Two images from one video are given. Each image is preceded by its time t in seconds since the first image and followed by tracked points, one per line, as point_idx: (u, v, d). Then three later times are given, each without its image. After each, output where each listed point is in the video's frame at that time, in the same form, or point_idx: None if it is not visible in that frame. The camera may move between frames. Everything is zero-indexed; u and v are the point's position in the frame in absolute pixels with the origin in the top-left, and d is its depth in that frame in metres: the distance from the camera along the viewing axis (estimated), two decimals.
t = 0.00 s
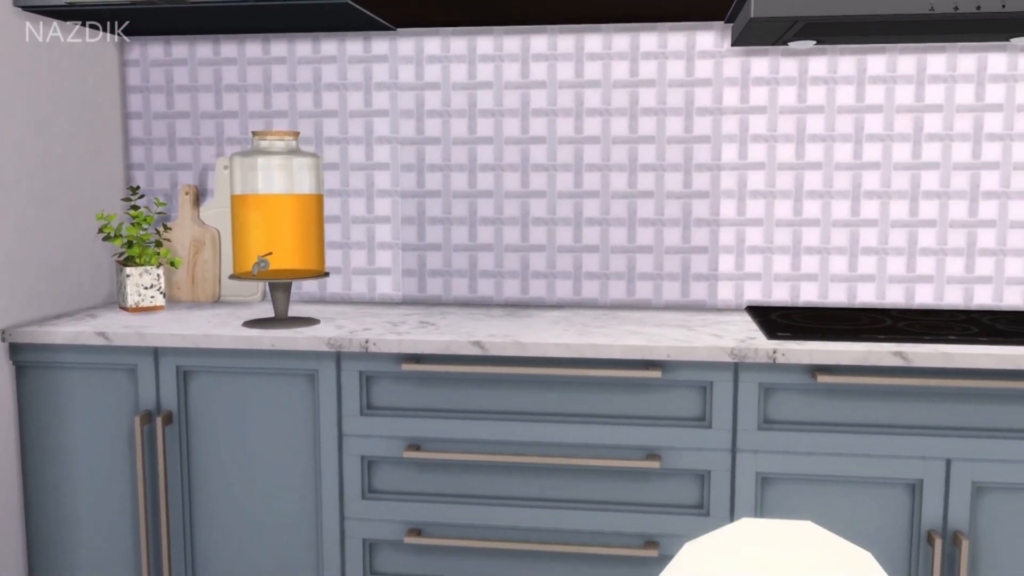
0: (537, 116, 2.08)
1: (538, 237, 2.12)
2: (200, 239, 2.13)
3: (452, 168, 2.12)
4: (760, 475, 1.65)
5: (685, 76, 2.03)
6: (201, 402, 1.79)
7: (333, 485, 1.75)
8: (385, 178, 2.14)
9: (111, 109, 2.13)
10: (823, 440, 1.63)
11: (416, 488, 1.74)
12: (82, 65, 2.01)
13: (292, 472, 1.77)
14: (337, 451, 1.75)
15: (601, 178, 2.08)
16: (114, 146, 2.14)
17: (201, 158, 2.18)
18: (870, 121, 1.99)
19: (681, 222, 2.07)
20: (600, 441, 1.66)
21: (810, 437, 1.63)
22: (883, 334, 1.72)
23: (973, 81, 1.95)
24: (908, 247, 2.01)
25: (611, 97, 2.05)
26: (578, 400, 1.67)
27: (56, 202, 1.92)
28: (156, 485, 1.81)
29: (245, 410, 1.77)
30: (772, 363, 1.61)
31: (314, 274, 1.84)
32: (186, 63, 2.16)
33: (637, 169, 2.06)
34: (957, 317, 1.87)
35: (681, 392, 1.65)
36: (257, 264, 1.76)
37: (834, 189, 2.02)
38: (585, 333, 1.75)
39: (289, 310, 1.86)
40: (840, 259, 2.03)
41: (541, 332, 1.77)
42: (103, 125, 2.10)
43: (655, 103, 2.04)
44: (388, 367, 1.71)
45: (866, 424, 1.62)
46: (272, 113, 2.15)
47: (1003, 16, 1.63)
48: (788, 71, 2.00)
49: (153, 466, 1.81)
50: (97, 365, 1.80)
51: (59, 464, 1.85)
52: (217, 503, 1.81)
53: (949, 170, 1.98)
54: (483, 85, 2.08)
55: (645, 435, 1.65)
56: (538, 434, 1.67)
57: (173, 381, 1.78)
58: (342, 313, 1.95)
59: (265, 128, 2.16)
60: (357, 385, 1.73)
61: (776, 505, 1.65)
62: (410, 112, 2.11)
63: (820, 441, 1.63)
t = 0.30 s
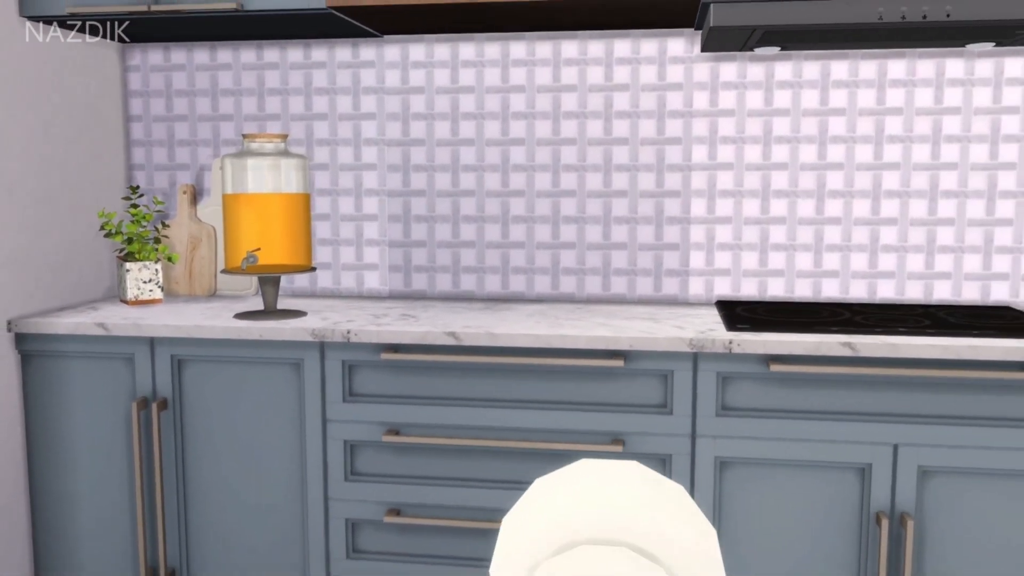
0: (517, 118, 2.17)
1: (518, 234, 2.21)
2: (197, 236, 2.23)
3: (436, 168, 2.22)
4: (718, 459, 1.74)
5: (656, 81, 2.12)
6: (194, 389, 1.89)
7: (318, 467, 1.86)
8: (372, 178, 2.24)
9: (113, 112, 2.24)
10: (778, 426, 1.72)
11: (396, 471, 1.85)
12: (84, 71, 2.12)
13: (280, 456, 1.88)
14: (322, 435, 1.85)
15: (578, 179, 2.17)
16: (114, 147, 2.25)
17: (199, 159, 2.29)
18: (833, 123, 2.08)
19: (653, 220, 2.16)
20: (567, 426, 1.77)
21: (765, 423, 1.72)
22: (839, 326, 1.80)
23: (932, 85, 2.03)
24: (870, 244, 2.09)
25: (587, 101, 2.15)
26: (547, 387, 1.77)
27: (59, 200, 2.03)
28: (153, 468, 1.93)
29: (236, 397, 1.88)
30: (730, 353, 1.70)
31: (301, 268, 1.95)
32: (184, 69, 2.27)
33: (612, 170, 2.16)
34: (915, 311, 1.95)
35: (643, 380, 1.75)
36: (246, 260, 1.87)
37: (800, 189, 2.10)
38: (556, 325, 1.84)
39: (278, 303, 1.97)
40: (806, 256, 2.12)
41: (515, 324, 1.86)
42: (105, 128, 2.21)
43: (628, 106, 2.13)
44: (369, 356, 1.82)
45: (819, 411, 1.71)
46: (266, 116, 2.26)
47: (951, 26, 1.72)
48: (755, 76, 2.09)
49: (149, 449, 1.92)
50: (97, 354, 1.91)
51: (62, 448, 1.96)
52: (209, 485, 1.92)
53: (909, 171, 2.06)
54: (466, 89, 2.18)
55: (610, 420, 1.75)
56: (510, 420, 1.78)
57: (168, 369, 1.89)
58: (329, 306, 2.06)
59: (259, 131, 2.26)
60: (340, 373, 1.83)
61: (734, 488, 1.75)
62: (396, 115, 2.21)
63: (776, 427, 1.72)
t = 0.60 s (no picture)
0: (499, 121, 2.27)
1: (500, 231, 2.31)
2: (196, 233, 2.33)
3: (422, 168, 2.32)
4: (682, 444, 1.84)
5: (632, 85, 2.21)
6: (189, 377, 2.01)
7: (305, 451, 1.97)
8: (362, 177, 2.35)
9: (115, 115, 2.36)
10: (738, 413, 1.81)
11: (379, 454, 1.95)
12: (88, 76, 2.24)
13: (270, 441, 1.99)
14: (309, 421, 1.96)
15: (557, 179, 2.27)
16: (116, 148, 2.36)
17: (197, 160, 2.40)
18: (801, 126, 2.17)
19: (629, 218, 2.25)
20: (539, 412, 1.87)
21: (726, 410, 1.81)
22: (799, 318, 1.89)
23: (895, 89, 2.12)
24: (836, 241, 2.18)
25: (566, 104, 2.24)
26: (520, 376, 1.87)
27: (64, 199, 2.15)
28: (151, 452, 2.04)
29: (228, 385, 1.99)
30: (692, 344, 1.80)
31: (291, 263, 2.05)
32: (184, 74, 2.38)
33: (589, 170, 2.26)
34: (877, 305, 2.03)
35: (611, 369, 1.85)
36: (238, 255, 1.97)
37: (769, 188, 2.19)
38: (531, 317, 1.94)
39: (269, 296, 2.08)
40: (775, 252, 2.20)
41: (492, 316, 1.96)
42: (107, 130, 2.32)
43: (605, 109, 2.23)
44: (354, 346, 1.92)
45: (777, 399, 1.80)
46: (261, 118, 2.36)
47: (902, 33, 1.80)
48: (726, 80, 2.18)
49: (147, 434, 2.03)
50: (99, 344, 2.02)
51: (66, 433, 2.08)
52: (204, 467, 2.03)
53: (873, 171, 2.15)
54: (450, 93, 2.29)
55: (579, 407, 1.85)
56: (485, 407, 1.88)
57: (164, 358, 2.00)
58: (319, 299, 2.17)
59: (255, 133, 2.37)
60: (326, 362, 1.94)
61: (697, 471, 1.84)
62: (384, 118, 2.32)
63: (736, 414, 1.81)
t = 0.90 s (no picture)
0: (483, 123, 2.39)
1: (484, 228, 2.43)
2: (196, 230, 2.47)
3: (410, 169, 2.44)
4: (647, 429, 1.95)
5: (608, 89, 2.32)
6: (187, 365, 2.13)
7: (295, 435, 2.09)
8: (353, 177, 2.47)
9: (121, 118, 2.49)
10: (699, 399, 1.92)
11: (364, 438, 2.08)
12: (94, 82, 2.37)
13: (262, 425, 2.12)
14: (299, 406, 2.09)
15: (538, 178, 2.39)
16: (122, 149, 2.49)
17: (198, 160, 2.53)
18: (768, 128, 2.27)
19: (606, 216, 2.36)
20: (513, 398, 1.98)
21: (688, 397, 1.92)
22: (759, 311, 2.00)
23: (857, 93, 2.22)
24: (803, 238, 2.28)
25: (545, 107, 2.36)
26: (495, 364, 1.99)
27: (71, 198, 2.28)
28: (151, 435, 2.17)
29: (223, 373, 2.12)
30: (655, 334, 1.91)
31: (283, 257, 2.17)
32: (185, 79, 2.51)
33: (568, 170, 2.37)
34: (838, 299, 2.13)
35: (581, 358, 1.96)
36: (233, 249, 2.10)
37: (738, 187, 2.29)
38: (507, 309, 2.06)
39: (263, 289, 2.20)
40: (744, 249, 2.31)
41: (470, 308, 2.08)
42: (113, 132, 2.45)
43: (582, 112, 2.34)
44: (340, 335, 2.05)
45: (736, 386, 1.91)
46: (258, 121, 2.49)
47: (856, 41, 1.90)
48: (697, 85, 2.29)
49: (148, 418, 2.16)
50: (103, 333, 2.16)
51: (72, 417, 2.21)
52: (202, 450, 2.16)
53: (838, 171, 2.25)
54: (436, 97, 2.40)
55: (550, 393, 1.97)
56: (463, 393, 2.00)
57: (164, 347, 2.13)
58: (310, 292, 2.29)
59: (252, 135, 2.50)
60: (314, 351, 2.06)
61: (662, 454, 1.95)
62: (374, 120, 2.44)
63: (697, 400, 1.92)
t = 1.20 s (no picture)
0: (469, 126, 2.51)
1: (471, 226, 2.54)
2: (198, 227, 2.60)
3: (401, 169, 2.56)
4: (617, 415, 2.06)
5: (588, 93, 2.43)
6: (187, 354, 2.26)
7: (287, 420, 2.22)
8: (347, 177, 2.59)
9: (127, 121, 2.62)
10: (667, 387, 2.03)
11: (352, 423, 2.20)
12: (101, 87, 2.50)
13: (257, 410, 2.24)
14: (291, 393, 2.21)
15: (521, 178, 2.50)
16: (128, 150, 2.63)
17: (200, 161, 2.66)
18: (740, 130, 2.37)
19: (586, 214, 2.47)
20: (491, 386, 2.10)
21: (656, 385, 2.03)
22: (726, 304, 2.11)
23: (824, 97, 2.32)
24: (773, 235, 2.38)
25: (528, 110, 2.47)
26: (475, 354, 2.11)
27: (78, 196, 2.41)
28: (153, 420, 2.30)
29: (220, 362, 2.25)
30: (624, 326, 2.02)
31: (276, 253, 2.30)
32: (188, 84, 2.64)
33: (550, 171, 2.48)
34: (804, 293, 2.24)
35: (555, 348, 2.07)
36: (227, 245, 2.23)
37: (711, 186, 2.40)
38: (487, 302, 2.18)
39: (259, 283, 2.33)
40: (717, 245, 2.41)
41: (453, 301, 2.20)
42: (119, 135, 2.59)
43: (564, 115, 2.45)
44: (330, 326, 2.17)
45: (701, 375, 2.02)
46: (256, 124, 2.62)
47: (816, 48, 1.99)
48: (672, 88, 2.39)
49: (150, 404, 2.29)
50: (108, 324, 2.29)
51: (80, 403, 2.35)
52: (201, 434, 2.29)
53: (807, 171, 2.35)
54: (425, 101, 2.52)
55: (526, 381, 2.08)
56: (444, 381, 2.12)
57: (165, 337, 2.26)
58: (304, 286, 2.41)
59: (251, 136, 2.63)
60: (306, 341, 2.19)
61: (632, 440, 2.06)
62: (367, 123, 2.56)
63: (665, 388, 2.03)
